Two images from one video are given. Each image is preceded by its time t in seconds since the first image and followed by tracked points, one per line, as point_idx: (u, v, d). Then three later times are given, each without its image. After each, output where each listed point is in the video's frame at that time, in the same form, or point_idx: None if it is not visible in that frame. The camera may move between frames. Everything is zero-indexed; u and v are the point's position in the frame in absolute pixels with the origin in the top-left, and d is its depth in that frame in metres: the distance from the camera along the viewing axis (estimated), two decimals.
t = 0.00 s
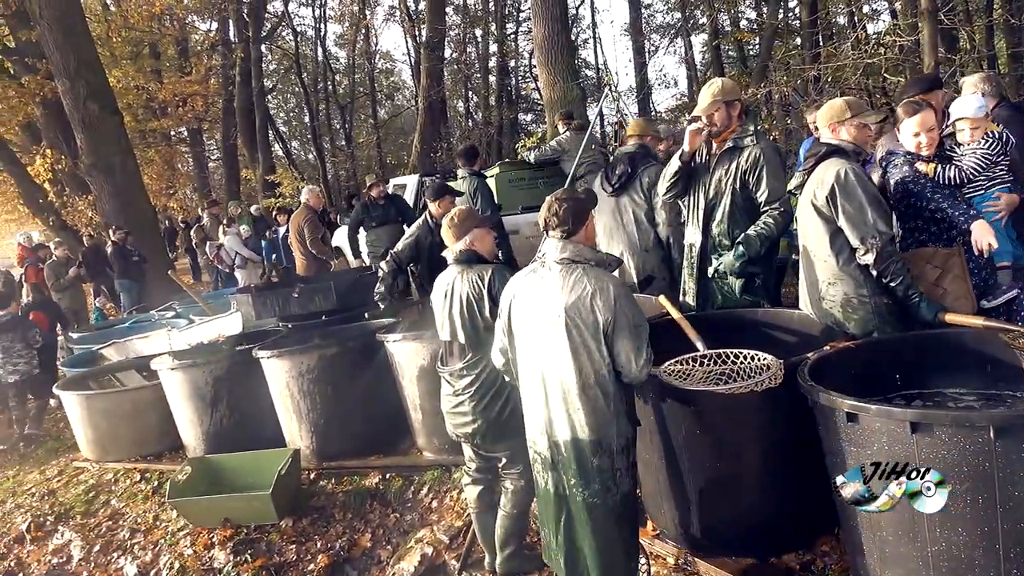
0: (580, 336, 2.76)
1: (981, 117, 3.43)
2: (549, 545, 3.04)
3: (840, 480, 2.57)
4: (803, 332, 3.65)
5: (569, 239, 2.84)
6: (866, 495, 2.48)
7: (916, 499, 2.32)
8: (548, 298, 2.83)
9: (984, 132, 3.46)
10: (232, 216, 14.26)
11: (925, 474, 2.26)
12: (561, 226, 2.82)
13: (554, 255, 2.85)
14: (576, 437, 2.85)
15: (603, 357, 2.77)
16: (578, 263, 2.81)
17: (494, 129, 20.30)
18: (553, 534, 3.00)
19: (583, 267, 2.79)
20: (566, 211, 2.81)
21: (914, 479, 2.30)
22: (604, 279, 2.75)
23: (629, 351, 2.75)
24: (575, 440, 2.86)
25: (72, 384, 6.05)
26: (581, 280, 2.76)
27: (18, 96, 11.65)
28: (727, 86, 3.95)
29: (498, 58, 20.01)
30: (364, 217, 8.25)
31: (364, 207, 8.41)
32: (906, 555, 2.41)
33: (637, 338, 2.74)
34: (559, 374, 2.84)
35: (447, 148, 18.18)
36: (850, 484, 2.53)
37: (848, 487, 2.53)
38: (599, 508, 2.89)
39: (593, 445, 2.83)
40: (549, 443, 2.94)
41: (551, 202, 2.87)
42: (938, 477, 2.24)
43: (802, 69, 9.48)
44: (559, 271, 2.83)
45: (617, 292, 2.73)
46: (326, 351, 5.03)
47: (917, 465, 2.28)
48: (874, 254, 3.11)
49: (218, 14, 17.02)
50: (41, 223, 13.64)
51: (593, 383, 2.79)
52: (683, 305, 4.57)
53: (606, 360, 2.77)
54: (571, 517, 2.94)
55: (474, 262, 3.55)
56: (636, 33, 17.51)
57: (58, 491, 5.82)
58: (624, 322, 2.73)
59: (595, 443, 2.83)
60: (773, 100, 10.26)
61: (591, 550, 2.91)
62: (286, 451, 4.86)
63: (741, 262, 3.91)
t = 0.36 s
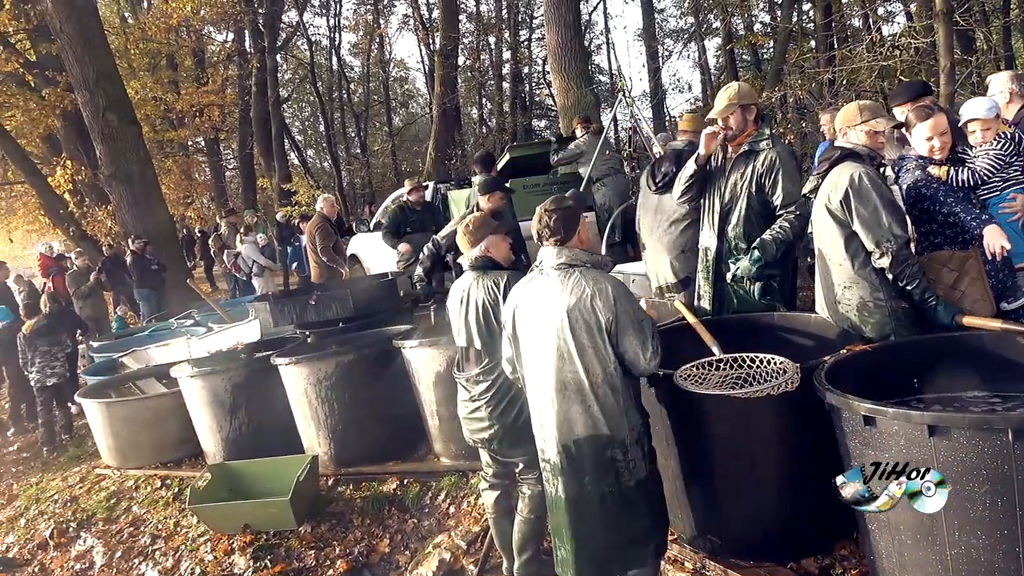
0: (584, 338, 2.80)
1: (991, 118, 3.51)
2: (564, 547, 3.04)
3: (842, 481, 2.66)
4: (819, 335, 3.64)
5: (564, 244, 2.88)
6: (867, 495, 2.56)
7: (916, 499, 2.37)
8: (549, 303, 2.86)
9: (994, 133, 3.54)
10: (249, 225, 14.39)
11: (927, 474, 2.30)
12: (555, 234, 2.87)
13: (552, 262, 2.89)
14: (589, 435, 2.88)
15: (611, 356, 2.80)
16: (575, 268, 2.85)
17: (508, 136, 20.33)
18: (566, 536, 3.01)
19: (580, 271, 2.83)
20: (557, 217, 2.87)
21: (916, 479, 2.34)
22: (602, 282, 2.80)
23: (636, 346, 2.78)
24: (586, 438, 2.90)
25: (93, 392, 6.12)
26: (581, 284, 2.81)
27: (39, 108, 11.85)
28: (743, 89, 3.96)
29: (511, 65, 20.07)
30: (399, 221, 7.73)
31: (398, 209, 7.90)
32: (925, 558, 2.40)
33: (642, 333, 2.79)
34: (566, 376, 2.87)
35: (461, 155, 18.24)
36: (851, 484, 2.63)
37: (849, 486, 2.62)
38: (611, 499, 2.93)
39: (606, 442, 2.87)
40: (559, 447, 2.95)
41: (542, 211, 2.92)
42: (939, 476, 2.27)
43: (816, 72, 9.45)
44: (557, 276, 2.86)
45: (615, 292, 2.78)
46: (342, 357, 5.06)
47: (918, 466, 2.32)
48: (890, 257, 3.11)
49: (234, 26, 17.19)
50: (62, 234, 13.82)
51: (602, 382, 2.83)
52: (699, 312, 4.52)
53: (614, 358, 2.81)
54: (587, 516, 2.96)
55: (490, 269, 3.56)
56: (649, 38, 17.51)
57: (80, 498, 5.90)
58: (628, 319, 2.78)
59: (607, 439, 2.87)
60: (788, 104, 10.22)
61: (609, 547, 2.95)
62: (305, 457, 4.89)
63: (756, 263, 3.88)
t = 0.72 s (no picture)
0: (614, 338, 2.83)
1: (1006, 124, 3.53)
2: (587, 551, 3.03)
3: (840, 481, 2.74)
4: (838, 340, 3.64)
5: (587, 247, 2.91)
6: (866, 495, 2.62)
7: (917, 499, 2.41)
8: (575, 305, 2.88)
9: (1009, 139, 3.55)
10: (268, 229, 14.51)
11: (927, 474, 2.34)
12: (578, 235, 2.90)
13: (577, 264, 2.91)
14: (615, 435, 2.90)
15: (639, 357, 2.83)
16: (601, 271, 2.87)
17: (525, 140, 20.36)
18: (590, 538, 3.01)
19: (607, 273, 2.86)
20: (580, 220, 2.90)
21: (916, 477, 2.38)
22: (630, 283, 2.83)
23: (665, 345, 2.81)
24: (611, 439, 2.92)
25: (115, 394, 6.21)
26: (609, 285, 2.83)
27: (63, 115, 12.04)
28: (759, 95, 3.98)
29: (528, 69, 20.10)
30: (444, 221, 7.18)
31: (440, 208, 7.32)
32: (943, 565, 2.39)
33: (670, 333, 2.81)
34: (593, 378, 2.89)
35: (478, 160, 18.29)
36: (850, 484, 2.71)
37: (848, 487, 2.70)
38: (636, 498, 2.94)
39: (634, 441, 2.90)
40: (586, 447, 2.98)
41: (566, 213, 2.94)
42: (939, 476, 2.30)
43: (835, 75, 9.39)
44: (582, 279, 2.88)
45: (644, 294, 2.81)
46: (361, 361, 5.10)
47: (918, 466, 2.36)
48: (907, 262, 3.10)
49: (253, 32, 17.35)
50: (85, 238, 14.01)
51: (630, 382, 2.85)
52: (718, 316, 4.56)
53: (642, 358, 2.84)
54: (608, 518, 2.97)
55: (506, 274, 3.59)
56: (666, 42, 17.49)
57: (103, 499, 5.98)
58: (656, 320, 2.80)
59: (634, 438, 2.90)
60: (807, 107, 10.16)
61: (635, 547, 2.97)
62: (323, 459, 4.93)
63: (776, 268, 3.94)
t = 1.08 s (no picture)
0: (650, 341, 2.83)
1: None
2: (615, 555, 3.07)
3: (840, 480, 2.89)
4: (858, 352, 3.61)
5: (625, 249, 2.91)
6: (867, 495, 2.73)
7: (917, 500, 2.45)
8: (613, 307, 2.88)
9: None
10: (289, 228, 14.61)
11: (927, 474, 2.37)
12: (618, 237, 2.91)
13: (615, 267, 2.91)
14: (643, 439, 2.92)
15: (672, 362, 2.84)
16: (639, 274, 2.88)
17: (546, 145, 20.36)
18: (617, 540, 3.04)
19: (646, 277, 2.87)
20: (622, 223, 2.91)
21: (917, 477, 2.42)
22: (667, 287, 2.84)
23: (695, 353, 2.82)
24: (640, 442, 2.93)
25: (135, 388, 6.29)
26: (649, 290, 2.84)
27: (91, 112, 12.20)
28: (789, 103, 3.89)
29: (551, 74, 20.09)
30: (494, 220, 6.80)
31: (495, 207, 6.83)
32: None
33: (702, 340, 2.83)
34: (625, 381, 2.89)
35: (498, 163, 18.31)
36: (850, 484, 2.85)
37: (849, 488, 2.84)
38: (664, 504, 2.96)
39: (663, 446, 2.91)
40: (613, 450, 2.98)
41: (607, 214, 2.95)
42: (938, 476, 2.33)
43: (861, 84, 9.31)
44: (620, 281, 2.88)
45: (680, 299, 2.83)
46: (379, 361, 5.13)
47: (919, 466, 2.40)
48: (931, 275, 3.08)
49: (279, 34, 17.50)
50: (109, 234, 14.19)
51: (662, 387, 2.86)
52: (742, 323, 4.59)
53: (674, 364, 2.85)
54: (634, 521, 2.99)
55: (525, 279, 3.61)
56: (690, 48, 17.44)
57: (122, 491, 6.05)
58: (691, 325, 2.82)
59: (664, 444, 2.91)
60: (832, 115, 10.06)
61: (659, 552, 2.98)
62: (340, 457, 4.96)
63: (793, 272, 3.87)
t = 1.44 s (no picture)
0: (679, 350, 2.82)
1: None
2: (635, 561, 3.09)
3: (840, 479, 2.95)
4: (882, 368, 3.58)
5: (658, 256, 2.91)
6: (867, 495, 2.85)
7: (918, 500, 2.51)
8: (644, 314, 2.88)
9: None
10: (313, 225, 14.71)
11: (930, 474, 2.42)
12: (652, 244, 2.91)
13: (648, 274, 2.91)
14: (667, 447, 2.92)
15: (699, 372, 2.83)
16: (672, 281, 2.88)
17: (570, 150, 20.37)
18: (637, 545, 3.06)
19: (678, 285, 2.86)
20: (657, 231, 2.91)
21: (919, 477, 2.49)
22: (699, 297, 2.83)
23: (722, 365, 2.81)
24: (665, 450, 2.93)
25: (159, 378, 6.37)
26: (680, 298, 2.83)
27: (123, 106, 12.37)
28: (817, 118, 3.88)
29: (577, 79, 20.11)
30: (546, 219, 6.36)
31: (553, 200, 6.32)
32: None
33: (730, 351, 2.82)
34: (652, 388, 2.89)
35: (523, 167, 18.34)
36: (850, 483, 2.93)
37: (848, 488, 2.93)
38: (686, 514, 2.96)
39: (687, 455, 2.91)
40: (637, 457, 2.99)
41: (641, 222, 2.96)
42: (939, 477, 2.37)
43: (892, 97, 9.21)
44: (652, 288, 2.88)
45: (712, 309, 2.82)
46: (400, 361, 5.16)
47: (920, 467, 2.46)
48: (959, 291, 3.05)
49: (310, 33, 17.66)
50: (137, 226, 14.38)
51: (688, 396, 2.86)
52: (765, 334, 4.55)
53: (701, 374, 2.84)
54: (655, 528, 3.00)
55: (550, 283, 3.61)
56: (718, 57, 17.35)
57: (143, 480, 6.14)
58: (720, 336, 2.81)
59: (689, 453, 2.91)
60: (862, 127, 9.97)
61: (679, 561, 2.99)
62: (358, 455, 4.99)
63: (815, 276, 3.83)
